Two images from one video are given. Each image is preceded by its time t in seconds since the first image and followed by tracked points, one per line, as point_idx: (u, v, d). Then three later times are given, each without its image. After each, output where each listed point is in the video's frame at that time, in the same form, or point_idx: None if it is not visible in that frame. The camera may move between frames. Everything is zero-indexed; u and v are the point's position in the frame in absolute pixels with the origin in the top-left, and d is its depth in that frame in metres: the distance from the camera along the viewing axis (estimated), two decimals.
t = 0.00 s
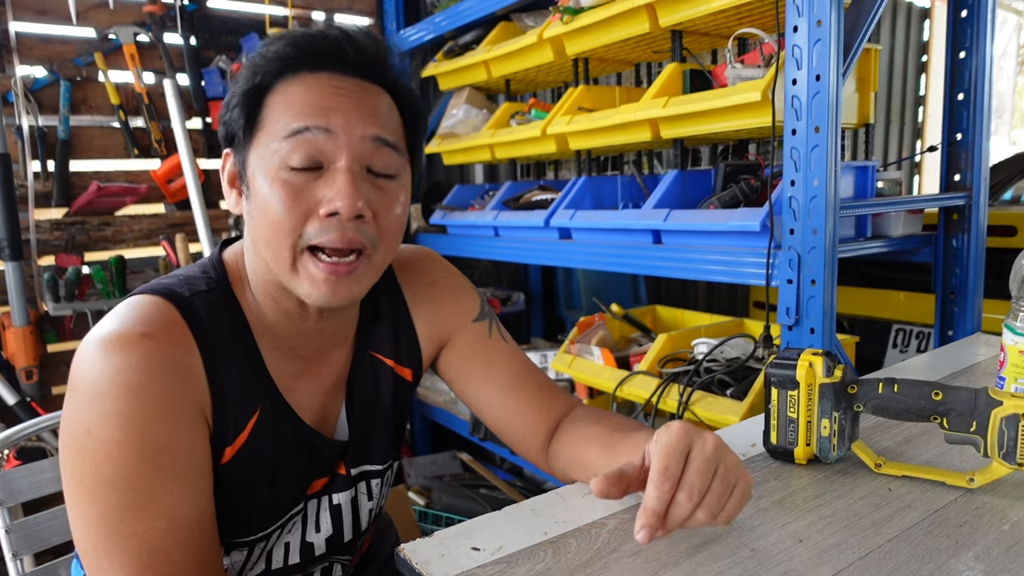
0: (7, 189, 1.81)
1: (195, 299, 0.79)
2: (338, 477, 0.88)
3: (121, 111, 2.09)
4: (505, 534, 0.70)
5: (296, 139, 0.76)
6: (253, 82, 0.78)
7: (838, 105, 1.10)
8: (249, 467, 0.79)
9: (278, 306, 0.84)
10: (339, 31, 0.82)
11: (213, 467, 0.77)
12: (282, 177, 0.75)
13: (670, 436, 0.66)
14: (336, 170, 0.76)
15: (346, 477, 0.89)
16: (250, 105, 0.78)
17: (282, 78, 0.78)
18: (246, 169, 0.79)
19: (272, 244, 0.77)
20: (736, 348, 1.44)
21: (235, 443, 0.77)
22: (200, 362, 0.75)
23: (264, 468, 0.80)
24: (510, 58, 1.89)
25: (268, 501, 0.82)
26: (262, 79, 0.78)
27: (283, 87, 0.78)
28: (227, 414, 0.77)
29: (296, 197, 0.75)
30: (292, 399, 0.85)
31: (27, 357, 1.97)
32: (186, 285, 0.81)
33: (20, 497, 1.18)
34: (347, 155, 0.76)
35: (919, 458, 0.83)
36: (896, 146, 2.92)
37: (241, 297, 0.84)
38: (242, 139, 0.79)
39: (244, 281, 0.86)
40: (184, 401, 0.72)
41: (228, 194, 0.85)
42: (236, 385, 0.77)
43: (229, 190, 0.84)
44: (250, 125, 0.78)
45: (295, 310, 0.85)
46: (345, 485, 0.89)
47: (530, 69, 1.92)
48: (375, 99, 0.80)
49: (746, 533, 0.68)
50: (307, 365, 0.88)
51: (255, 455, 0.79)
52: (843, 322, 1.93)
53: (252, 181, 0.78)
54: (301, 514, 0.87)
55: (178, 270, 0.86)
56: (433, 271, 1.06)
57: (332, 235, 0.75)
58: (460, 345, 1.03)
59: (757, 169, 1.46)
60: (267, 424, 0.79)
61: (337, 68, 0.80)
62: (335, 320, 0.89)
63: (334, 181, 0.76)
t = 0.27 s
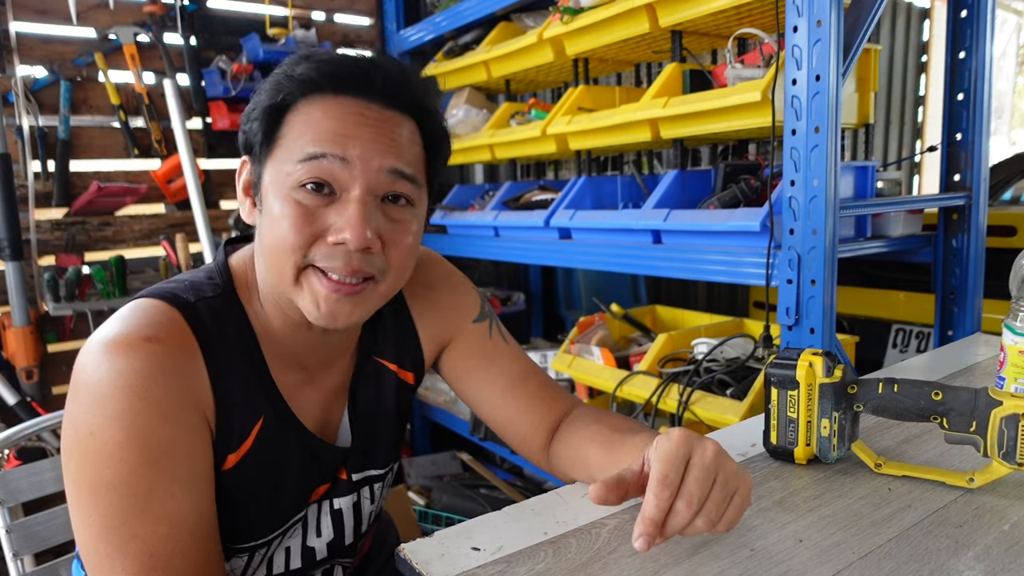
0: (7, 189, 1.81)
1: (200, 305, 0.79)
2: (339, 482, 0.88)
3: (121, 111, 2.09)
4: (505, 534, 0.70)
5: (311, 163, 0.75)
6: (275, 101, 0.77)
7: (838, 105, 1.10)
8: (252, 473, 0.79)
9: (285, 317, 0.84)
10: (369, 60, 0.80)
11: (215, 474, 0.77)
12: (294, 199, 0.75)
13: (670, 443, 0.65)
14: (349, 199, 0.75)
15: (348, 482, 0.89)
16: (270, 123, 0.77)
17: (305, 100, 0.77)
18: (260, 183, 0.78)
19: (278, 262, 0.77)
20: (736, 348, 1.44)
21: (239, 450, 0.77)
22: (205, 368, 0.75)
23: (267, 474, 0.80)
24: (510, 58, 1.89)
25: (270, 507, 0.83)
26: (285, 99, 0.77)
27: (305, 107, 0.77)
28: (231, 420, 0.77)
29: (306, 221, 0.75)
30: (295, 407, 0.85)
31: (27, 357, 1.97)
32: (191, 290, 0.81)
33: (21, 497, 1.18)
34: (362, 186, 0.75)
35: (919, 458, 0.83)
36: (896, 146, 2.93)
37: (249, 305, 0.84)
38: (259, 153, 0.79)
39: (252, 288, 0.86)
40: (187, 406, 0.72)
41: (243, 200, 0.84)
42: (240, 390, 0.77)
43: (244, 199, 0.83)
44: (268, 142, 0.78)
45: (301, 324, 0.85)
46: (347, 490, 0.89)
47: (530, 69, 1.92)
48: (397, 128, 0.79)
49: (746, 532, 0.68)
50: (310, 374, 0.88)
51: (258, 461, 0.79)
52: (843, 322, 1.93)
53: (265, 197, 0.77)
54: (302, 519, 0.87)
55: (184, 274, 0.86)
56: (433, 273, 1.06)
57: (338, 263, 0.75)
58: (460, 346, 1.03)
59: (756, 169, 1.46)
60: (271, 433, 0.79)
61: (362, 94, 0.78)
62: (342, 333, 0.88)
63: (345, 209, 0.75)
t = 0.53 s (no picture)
0: (7, 189, 1.81)
1: (199, 304, 0.79)
2: (339, 480, 0.88)
3: (121, 111, 2.09)
4: (505, 534, 0.70)
5: (308, 149, 0.75)
6: (268, 91, 0.77)
7: (838, 105, 1.10)
8: (252, 472, 0.79)
9: (287, 316, 0.85)
10: (357, 43, 0.81)
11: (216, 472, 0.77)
12: (294, 185, 0.75)
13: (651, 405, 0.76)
14: (348, 181, 0.75)
15: (348, 481, 0.88)
16: (264, 113, 0.78)
17: (297, 87, 0.77)
18: (257, 177, 0.79)
19: (281, 250, 0.76)
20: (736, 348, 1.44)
21: (238, 448, 0.77)
22: (205, 367, 0.75)
23: (267, 474, 0.80)
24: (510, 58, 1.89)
25: (269, 507, 0.83)
26: (276, 88, 0.77)
27: (296, 97, 0.77)
28: (231, 420, 0.76)
29: (307, 205, 0.74)
30: (295, 406, 0.85)
31: (27, 357, 1.96)
32: (191, 289, 0.81)
33: (21, 497, 1.18)
34: (359, 166, 0.76)
35: (919, 458, 0.83)
36: (896, 146, 2.92)
37: (247, 302, 0.85)
38: (254, 146, 0.79)
39: (251, 287, 0.86)
40: (188, 405, 0.72)
41: (237, 200, 0.85)
42: (240, 390, 0.77)
43: (239, 197, 0.84)
44: (263, 133, 0.78)
45: (302, 319, 0.85)
46: (347, 487, 0.88)
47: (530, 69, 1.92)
48: (389, 111, 0.80)
49: (746, 533, 0.68)
50: (310, 373, 0.88)
51: (258, 461, 0.79)
52: (843, 322, 1.93)
53: (263, 189, 0.77)
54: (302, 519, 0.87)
55: (183, 274, 0.86)
56: (434, 274, 1.06)
57: (342, 245, 0.74)
58: (461, 346, 1.03)
59: (757, 169, 1.46)
60: (270, 433, 0.79)
61: (353, 79, 0.79)
62: (341, 332, 0.89)
63: (346, 191, 0.75)
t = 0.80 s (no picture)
0: (7, 189, 1.81)
1: (201, 301, 0.79)
2: (338, 480, 0.88)
3: (121, 111, 2.09)
4: (505, 534, 0.70)
5: (316, 162, 0.75)
6: (281, 99, 0.77)
7: (838, 105, 1.11)
8: (252, 470, 0.79)
9: (287, 318, 0.84)
10: (377, 58, 0.80)
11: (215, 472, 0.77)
12: (299, 198, 0.75)
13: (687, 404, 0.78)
14: (353, 198, 0.75)
15: (346, 481, 0.88)
16: (277, 121, 0.77)
17: (311, 98, 0.77)
18: (265, 183, 0.79)
19: (281, 262, 0.76)
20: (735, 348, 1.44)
21: (238, 446, 0.77)
22: (206, 364, 0.75)
23: (267, 473, 0.80)
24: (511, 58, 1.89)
25: (269, 505, 0.82)
26: (291, 97, 0.77)
27: (310, 108, 0.77)
28: (232, 417, 0.76)
29: (311, 220, 0.74)
30: (294, 405, 0.85)
31: (27, 357, 1.96)
32: (193, 287, 0.81)
33: (20, 497, 1.18)
34: (366, 184, 0.75)
35: (919, 459, 0.83)
36: (896, 146, 2.93)
37: (250, 303, 0.84)
38: (264, 152, 0.79)
39: (254, 287, 0.86)
40: (190, 402, 0.72)
41: (247, 199, 0.84)
42: (240, 388, 0.77)
43: (248, 198, 0.83)
44: (273, 140, 0.78)
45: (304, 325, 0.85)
46: (345, 488, 0.89)
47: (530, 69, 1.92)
48: (402, 129, 0.79)
49: (746, 533, 0.68)
50: (308, 373, 0.88)
51: (258, 458, 0.79)
52: (843, 322, 1.93)
53: (269, 196, 0.77)
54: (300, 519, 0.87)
55: (185, 273, 0.86)
56: (433, 276, 1.06)
57: (341, 263, 0.75)
58: (459, 348, 1.03)
59: (757, 169, 1.46)
60: (271, 430, 0.79)
61: (370, 95, 0.78)
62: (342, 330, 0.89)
63: (349, 209, 0.75)
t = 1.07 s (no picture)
0: (7, 189, 1.81)
1: (205, 300, 0.79)
2: (343, 477, 0.88)
3: (121, 111, 2.09)
4: (505, 534, 0.70)
5: (308, 143, 0.75)
6: (271, 84, 0.78)
7: (838, 105, 1.11)
8: (257, 471, 0.79)
9: (290, 312, 0.85)
10: (362, 38, 0.81)
11: (221, 471, 0.77)
12: (292, 179, 0.75)
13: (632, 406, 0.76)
14: (347, 176, 0.75)
15: (352, 477, 0.88)
16: (267, 107, 0.78)
17: (299, 81, 0.78)
18: (260, 171, 0.79)
19: (279, 246, 0.76)
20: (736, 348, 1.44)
21: (243, 447, 0.77)
22: (211, 366, 0.75)
23: (271, 474, 0.80)
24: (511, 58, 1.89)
25: (274, 506, 0.82)
26: (279, 82, 0.78)
27: (298, 92, 0.78)
28: (236, 420, 0.76)
29: (305, 200, 0.75)
30: (299, 402, 0.85)
31: (27, 357, 1.96)
32: (197, 285, 0.81)
33: (21, 497, 1.18)
34: (358, 162, 0.76)
35: (919, 458, 0.83)
36: (896, 146, 2.93)
37: (253, 299, 0.84)
38: (258, 139, 0.80)
39: (256, 283, 0.86)
40: (194, 405, 0.72)
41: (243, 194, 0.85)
42: (245, 390, 0.77)
43: (245, 191, 0.84)
44: (266, 125, 0.79)
45: (306, 316, 0.84)
46: (351, 484, 0.88)
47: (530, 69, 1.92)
48: (392, 107, 0.79)
49: (746, 533, 0.68)
50: (314, 370, 0.88)
51: (263, 459, 0.79)
52: (843, 322, 1.93)
53: (265, 183, 0.78)
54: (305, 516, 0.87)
55: (190, 271, 0.86)
56: (435, 273, 1.06)
57: (337, 240, 0.74)
58: (463, 346, 1.03)
59: (757, 169, 1.46)
60: (275, 430, 0.79)
61: (356, 74, 0.79)
62: (343, 328, 0.89)
63: (343, 186, 0.75)
